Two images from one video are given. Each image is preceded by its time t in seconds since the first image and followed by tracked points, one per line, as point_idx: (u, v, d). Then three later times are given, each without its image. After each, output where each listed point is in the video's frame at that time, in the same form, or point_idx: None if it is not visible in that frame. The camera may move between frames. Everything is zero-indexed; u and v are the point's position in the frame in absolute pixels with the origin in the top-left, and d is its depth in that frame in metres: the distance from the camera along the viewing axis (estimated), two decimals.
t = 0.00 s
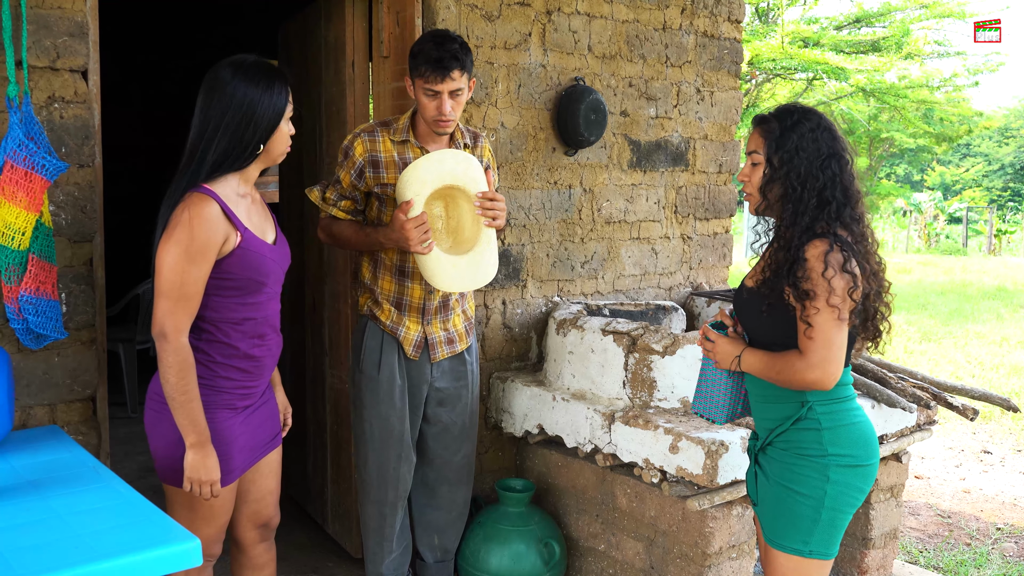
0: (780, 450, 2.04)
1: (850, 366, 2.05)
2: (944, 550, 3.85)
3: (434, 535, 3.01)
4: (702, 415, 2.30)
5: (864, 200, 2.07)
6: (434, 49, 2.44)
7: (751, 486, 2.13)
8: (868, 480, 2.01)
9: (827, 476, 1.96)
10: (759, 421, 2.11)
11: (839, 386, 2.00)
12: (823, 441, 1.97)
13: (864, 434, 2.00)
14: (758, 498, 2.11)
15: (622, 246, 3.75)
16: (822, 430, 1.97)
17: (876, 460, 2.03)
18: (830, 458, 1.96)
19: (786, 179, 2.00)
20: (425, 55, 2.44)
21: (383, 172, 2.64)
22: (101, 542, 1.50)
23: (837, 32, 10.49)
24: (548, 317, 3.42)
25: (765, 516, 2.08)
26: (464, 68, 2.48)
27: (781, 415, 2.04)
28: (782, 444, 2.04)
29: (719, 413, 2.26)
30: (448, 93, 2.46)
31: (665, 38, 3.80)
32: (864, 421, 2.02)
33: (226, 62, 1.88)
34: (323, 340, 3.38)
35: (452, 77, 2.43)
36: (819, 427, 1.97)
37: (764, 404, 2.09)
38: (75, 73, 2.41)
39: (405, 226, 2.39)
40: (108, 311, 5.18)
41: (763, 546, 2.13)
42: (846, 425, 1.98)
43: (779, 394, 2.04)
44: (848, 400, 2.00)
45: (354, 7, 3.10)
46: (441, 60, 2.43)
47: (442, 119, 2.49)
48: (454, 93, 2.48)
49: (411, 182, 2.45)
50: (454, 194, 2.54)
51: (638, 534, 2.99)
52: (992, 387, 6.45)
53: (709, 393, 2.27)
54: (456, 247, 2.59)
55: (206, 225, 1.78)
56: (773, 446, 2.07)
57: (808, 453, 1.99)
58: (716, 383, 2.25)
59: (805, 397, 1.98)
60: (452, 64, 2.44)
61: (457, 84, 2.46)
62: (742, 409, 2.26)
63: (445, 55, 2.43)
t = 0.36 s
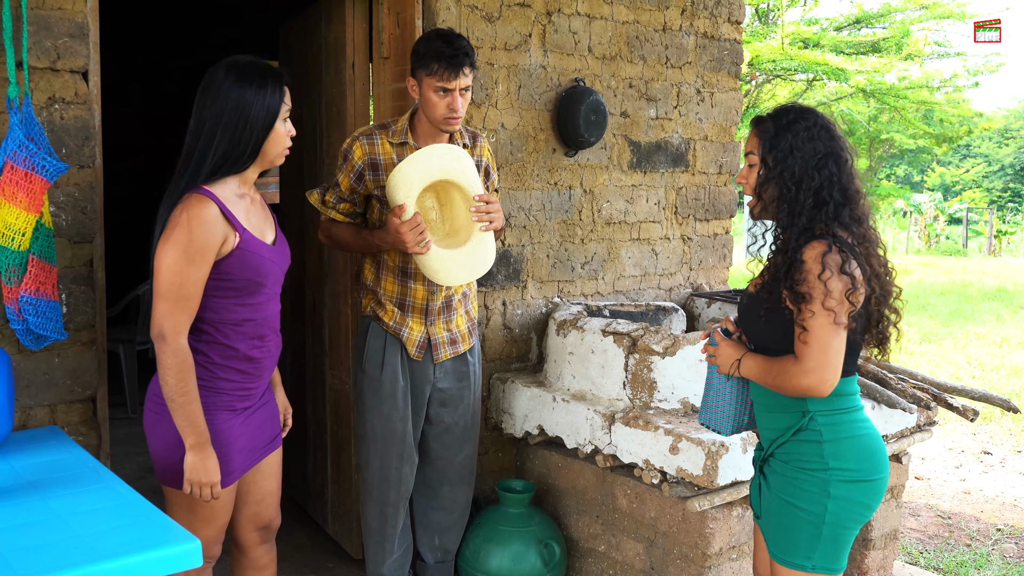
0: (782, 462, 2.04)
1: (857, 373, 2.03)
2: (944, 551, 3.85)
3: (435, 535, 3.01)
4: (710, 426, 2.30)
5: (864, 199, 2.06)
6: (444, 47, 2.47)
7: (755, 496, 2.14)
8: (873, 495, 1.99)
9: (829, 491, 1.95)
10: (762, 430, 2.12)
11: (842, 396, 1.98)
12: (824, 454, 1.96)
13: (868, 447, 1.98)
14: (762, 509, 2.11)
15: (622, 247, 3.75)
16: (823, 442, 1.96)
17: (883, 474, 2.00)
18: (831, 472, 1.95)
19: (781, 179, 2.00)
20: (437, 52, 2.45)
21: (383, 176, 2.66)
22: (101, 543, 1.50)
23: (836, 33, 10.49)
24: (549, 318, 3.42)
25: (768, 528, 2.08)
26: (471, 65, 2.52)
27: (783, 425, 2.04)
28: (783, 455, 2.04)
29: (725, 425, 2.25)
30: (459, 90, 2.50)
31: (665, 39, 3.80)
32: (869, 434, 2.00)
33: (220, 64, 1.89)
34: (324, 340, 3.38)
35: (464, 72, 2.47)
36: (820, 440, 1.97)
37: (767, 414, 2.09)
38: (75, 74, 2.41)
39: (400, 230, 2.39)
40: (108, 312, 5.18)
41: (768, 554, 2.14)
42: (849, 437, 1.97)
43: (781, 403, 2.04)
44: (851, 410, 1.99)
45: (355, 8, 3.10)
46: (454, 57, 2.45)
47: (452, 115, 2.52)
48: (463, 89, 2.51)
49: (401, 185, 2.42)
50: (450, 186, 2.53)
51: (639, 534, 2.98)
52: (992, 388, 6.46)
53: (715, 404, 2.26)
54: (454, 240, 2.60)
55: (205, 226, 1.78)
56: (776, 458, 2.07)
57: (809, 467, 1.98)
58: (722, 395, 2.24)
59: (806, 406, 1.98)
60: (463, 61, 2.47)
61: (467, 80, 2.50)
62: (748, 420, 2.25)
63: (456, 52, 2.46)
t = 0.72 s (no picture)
0: (782, 470, 2.05)
1: (858, 380, 2.01)
2: (944, 552, 3.85)
3: (435, 535, 3.01)
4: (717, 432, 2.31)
5: (865, 201, 2.04)
6: (445, 46, 2.48)
7: (756, 503, 2.14)
8: (873, 505, 1.98)
9: (826, 501, 1.95)
10: (764, 437, 2.12)
11: (842, 404, 1.97)
12: (822, 463, 1.96)
13: (869, 457, 1.97)
14: (763, 516, 2.12)
15: (622, 247, 3.75)
16: (822, 451, 1.96)
17: (884, 484, 1.99)
18: (829, 482, 1.95)
19: (776, 182, 2.00)
20: (439, 52, 2.46)
21: (382, 176, 2.66)
22: (102, 543, 1.50)
23: (837, 33, 10.49)
24: (549, 318, 3.42)
25: (768, 535, 2.09)
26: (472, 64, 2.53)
27: (782, 432, 2.04)
28: (783, 464, 2.04)
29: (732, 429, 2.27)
30: (460, 89, 2.50)
31: (665, 39, 3.80)
32: (871, 444, 1.98)
33: (216, 63, 1.90)
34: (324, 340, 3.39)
35: (465, 71, 2.47)
36: (818, 449, 1.96)
37: (767, 420, 2.09)
38: (76, 73, 2.41)
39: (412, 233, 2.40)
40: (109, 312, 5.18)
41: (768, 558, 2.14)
42: (848, 447, 1.96)
43: (780, 409, 2.04)
44: (851, 420, 1.98)
45: (355, 8, 3.11)
46: (455, 56, 2.46)
47: (453, 114, 2.52)
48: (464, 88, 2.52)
49: (411, 177, 2.43)
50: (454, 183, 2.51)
51: (639, 535, 2.98)
52: (993, 389, 6.46)
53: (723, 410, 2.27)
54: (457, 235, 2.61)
55: (196, 225, 1.78)
56: (776, 465, 2.07)
57: (807, 476, 1.98)
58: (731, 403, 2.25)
59: (804, 414, 1.98)
60: (464, 60, 2.48)
61: (467, 79, 2.51)
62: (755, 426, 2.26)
63: (458, 51, 2.48)
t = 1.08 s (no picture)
0: (777, 468, 2.04)
1: (853, 378, 2.01)
2: (943, 551, 3.85)
3: (434, 534, 3.02)
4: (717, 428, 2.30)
5: (864, 203, 2.02)
6: (441, 43, 2.48)
7: (752, 501, 2.14)
8: (867, 504, 1.98)
9: (819, 498, 1.96)
10: (759, 434, 2.12)
11: (837, 402, 1.97)
12: (815, 461, 1.96)
13: (863, 455, 1.97)
14: (757, 514, 2.11)
15: (623, 246, 3.75)
16: (815, 449, 1.96)
17: (878, 483, 1.99)
18: (823, 479, 1.96)
19: (772, 181, 2.01)
20: (435, 49, 2.47)
21: (380, 175, 2.64)
22: (101, 541, 1.50)
23: (838, 32, 10.49)
24: (549, 317, 3.42)
25: (763, 533, 2.09)
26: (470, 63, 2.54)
27: (776, 430, 2.04)
28: (777, 461, 2.04)
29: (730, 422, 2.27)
30: (457, 87, 2.50)
31: (666, 38, 3.80)
32: (865, 442, 1.98)
33: (213, 61, 1.90)
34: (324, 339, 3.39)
35: (462, 68, 2.48)
36: (812, 446, 1.97)
37: (762, 418, 2.09)
38: (76, 71, 2.41)
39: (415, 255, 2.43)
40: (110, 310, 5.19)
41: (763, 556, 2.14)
42: (842, 445, 1.96)
43: (774, 407, 2.04)
44: (845, 418, 1.98)
45: (356, 7, 3.10)
46: (454, 53, 2.47)
47: (450, 112, 2.51)
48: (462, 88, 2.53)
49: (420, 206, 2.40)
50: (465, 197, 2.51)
51: (638, 534, 2.99)
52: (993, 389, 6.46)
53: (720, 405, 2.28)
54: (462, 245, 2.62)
55: (189, 224, 1.78)
56: (771, 463, 2.07)
57: (802, 473, 1.98)
58: (727, 399, 2.26)
59: (799, 412, 1.98)
60: (463, 57, 2.50)
61: (464, 77, 2.51)
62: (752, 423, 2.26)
63: (457, 49, 2.49)
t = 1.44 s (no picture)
0: (770, 459, 2.04)
1: (844, 371, 2.01)
2: (944, 551, 3.85)
3: (435, 533, 3.02)
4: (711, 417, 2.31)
5: (860, 201, 2.02)
6: (437, 40, 2.51)
7: (748, 493, 2.14)
8: (859, 493, 1.99)
9: (812, 488, 1.96)
10: (752, 426, 2.12)
11: (829, 394, 1.97)
12: (808, 452, 1.96)
13: (854, 445, 1.97)
14: (752, 506, 2.11)
15: (624, 245, 3.75)
16: (807, 440, 1.96)
17: (870, 472, 2.00)
18: (815, 470, 1.96)
19: (770, 179, 2.00)
20: (429, 47, 2.50)
21: (375, 175, 2.64)
22: (100, 541, 1.50)
23: (839, 32, 10.50)
24: (550, 316, 3.42)
25: (757, 524, 2.09)
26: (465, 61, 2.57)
27: (769, 421, 2.04)
28: (771, 452, 2.04)
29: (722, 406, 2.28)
30: (453, 84, 2.53)
31: (667, 37, 3.80)
32: (856, 432, 1.98)
33: (211, 60, 1.89)
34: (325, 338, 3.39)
35: (458, 66, 2.51)
36: (804, 437, 1.97)
37: (755, 410, 2.09)
38: (78, 70, 2.41)
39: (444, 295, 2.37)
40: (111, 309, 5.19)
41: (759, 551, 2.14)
42: (834, 436, 1.96)
43: (767, 399, 2.04)
44: (837, 409, 1.98)
45: (357, 6, 3.10)
46: (450, 49, 2.50)
47: (446, 110, 2.53)
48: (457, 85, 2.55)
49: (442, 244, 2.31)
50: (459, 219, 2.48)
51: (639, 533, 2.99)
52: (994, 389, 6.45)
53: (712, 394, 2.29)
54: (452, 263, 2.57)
55: (192, 223, 1.79)
56: (764, 454, 2.07)
57: (795, 464, 1.98)
58: (719, 391, 2.27)
59: (791, 404, 1.98)
60: (459, 54, 2.53)
61: (459, 75, 2.53)
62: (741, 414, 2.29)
63: (452, 45, 2.52)
